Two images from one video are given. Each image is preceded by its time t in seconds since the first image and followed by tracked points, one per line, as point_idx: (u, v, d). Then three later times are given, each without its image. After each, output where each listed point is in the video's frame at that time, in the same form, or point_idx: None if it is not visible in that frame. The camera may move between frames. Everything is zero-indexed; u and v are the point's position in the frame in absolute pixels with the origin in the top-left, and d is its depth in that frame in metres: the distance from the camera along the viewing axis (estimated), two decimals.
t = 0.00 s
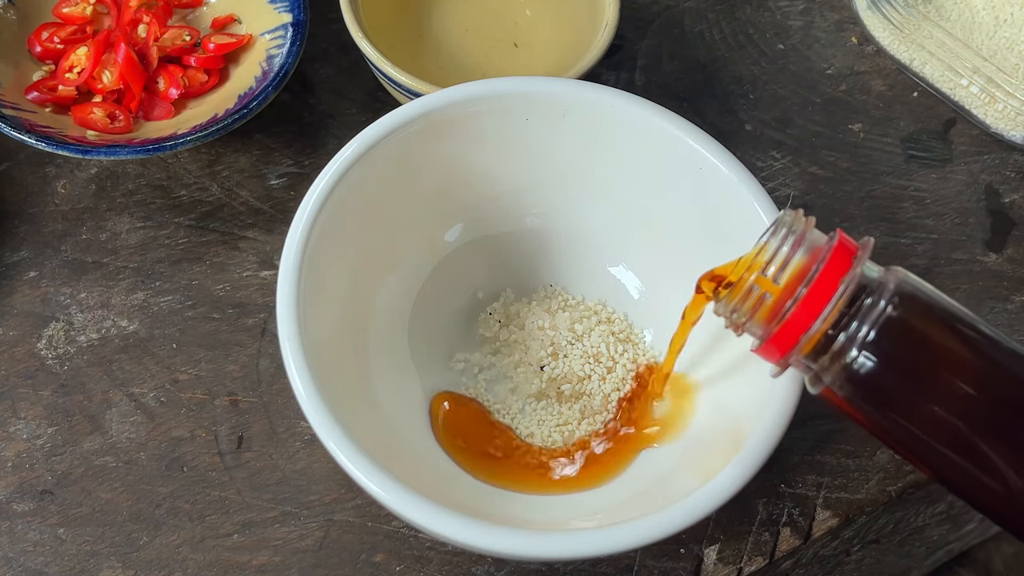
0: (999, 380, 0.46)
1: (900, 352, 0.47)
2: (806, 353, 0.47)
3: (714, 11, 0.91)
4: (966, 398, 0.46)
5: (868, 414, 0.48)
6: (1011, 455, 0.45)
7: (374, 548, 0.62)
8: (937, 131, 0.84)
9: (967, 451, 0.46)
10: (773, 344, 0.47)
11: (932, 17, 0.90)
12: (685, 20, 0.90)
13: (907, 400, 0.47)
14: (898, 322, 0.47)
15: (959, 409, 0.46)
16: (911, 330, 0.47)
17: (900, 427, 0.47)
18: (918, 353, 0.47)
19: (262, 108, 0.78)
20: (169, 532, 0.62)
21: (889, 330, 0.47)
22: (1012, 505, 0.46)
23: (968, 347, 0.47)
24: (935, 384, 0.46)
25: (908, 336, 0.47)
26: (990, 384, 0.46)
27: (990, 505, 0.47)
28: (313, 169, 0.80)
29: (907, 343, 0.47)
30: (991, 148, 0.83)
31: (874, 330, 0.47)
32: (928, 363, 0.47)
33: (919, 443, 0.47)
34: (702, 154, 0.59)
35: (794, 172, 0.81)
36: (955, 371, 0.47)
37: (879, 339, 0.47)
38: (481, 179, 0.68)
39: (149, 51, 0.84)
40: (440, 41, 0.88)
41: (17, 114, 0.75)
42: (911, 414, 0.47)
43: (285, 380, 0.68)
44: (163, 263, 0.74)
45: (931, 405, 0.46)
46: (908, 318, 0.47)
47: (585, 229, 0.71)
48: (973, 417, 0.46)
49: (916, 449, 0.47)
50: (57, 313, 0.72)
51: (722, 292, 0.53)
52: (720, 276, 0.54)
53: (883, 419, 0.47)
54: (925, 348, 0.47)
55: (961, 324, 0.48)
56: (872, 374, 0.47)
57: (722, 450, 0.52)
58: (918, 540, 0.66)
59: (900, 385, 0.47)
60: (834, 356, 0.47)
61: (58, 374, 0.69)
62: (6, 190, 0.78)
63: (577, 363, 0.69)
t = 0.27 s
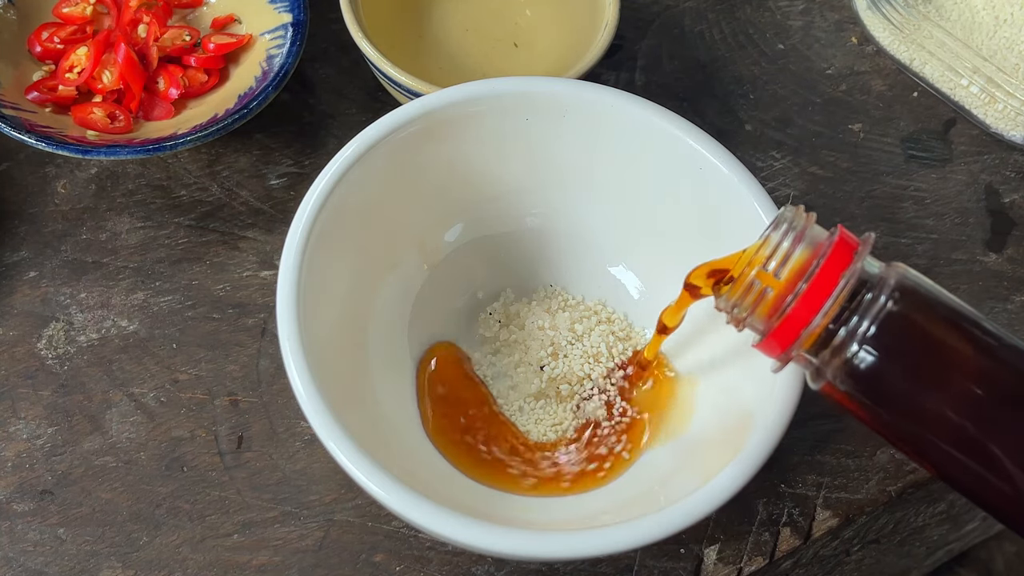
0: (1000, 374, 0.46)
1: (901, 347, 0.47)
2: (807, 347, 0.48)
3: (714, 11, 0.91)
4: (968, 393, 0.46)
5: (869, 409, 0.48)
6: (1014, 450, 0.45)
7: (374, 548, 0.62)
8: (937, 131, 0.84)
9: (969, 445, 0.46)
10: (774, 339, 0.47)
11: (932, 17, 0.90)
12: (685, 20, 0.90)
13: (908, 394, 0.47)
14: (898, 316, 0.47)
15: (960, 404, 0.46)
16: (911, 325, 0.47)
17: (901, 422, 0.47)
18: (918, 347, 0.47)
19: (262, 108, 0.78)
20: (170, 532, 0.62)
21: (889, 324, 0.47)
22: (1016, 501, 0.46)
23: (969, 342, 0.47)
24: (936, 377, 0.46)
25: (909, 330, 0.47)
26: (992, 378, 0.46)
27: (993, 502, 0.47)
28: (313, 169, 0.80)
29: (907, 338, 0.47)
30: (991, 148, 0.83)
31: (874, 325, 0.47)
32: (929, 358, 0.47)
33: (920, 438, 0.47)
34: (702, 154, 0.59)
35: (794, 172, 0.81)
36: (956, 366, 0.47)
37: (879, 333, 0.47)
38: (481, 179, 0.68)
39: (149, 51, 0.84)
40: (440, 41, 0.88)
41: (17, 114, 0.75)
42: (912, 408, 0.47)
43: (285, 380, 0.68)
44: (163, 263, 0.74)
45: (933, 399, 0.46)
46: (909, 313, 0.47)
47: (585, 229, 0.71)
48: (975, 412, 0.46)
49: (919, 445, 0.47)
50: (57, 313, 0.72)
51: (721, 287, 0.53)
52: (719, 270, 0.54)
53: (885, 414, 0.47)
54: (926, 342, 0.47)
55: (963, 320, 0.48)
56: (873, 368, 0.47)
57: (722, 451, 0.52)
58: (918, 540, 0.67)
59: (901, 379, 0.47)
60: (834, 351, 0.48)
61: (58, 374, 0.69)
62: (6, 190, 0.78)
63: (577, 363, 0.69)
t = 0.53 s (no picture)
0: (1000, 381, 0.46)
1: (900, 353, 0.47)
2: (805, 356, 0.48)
3: (714, 11, 0.91)
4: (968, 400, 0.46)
5: (868, 416, 0.48)
6: (1012, 456, 0.45)
7: (374, 548, 0.62)
8: (937, 131, 0.84)
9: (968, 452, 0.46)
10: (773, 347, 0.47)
11: (932, 17, 0.90)
12: (685, 20, 0.90)
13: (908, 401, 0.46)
14: (896, 323, 0.47)
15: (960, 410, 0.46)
16: (910, 332, 0.47)
17: (900, 429, 0.47)
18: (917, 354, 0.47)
19: (262, 108, 0.78)
20: (170, 532, 0.62)
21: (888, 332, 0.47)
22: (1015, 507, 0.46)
23: (967, 347, 0.47)
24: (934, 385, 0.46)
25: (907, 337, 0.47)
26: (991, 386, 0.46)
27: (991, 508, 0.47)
28: (313, 169, 0.80)
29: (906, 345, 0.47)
30: (991, 148, 0.83)
31: (873, 332, 0.47)
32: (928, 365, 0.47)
33: (920, 445, 0.47)
34: (702, 154, 0.59)
35: (794, 172, 0.81)
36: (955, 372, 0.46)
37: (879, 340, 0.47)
38: (481, 179, 0.68)
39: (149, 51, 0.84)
40: (440, 41, 0.88)
41: (17, 114, 0.75)
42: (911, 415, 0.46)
43: (285, 380, 0.68)
44: (163, 263, 0.74)
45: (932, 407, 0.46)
46: (907, 320, 0.47)
47: (585, 229, 0.71)
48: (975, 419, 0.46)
49: (918, 452, 0.47)
50: (57, 313, 0.72)
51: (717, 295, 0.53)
52: (714, 279, 0.54)
53: (884, 421, 0.47)
54: (924, 349, 0.47)
55: (959, 325, 0.48)
56: (872, 376, 0.46)
57: (722, 451, 0.52)
58: (918, 540, 0.66)
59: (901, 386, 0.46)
60: (832, 359, 0.47)
61: (58, 374, 0.69)
62: (6, 190, 0.78)
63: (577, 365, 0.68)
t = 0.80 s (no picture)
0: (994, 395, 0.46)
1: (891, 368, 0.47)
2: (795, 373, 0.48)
3: (714, 11, 0.91)
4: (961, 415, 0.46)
5: (859, 433, 0.48)
6: (1007, 470, 0.45)
7: (374, 548, 0.62)
8: (937, 131, 0.84)
9: (962, 467, 0.46)
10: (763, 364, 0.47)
11: (932, 17, 0.91)
12: (685, 20, 0.90)
13: (900, 416, 0.46)
14: (888, 337, 0.47)
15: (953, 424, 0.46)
16: (901, 346, 0.47)
17: (892, 445, 0.47)
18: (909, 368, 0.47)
19: (262, 108, 0.78)
20: (170, 532, 0.62)
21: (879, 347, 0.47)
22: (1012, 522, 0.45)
23: (961, 361, 0.47)
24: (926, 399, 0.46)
25: (899, 352, 0.47)
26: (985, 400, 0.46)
27: (987, 523, 0.46)
28: (313, 169, 0.80)
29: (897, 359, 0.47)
30: (991, 148, 0.83)
31: (865, 347, 0.47)
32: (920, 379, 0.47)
33: (914, 460, 0.47)
34: (702, 154, 0.59)
35: (794, 172, 0.81)
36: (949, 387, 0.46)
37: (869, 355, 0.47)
38: (481, 179, 0.68)
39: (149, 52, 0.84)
40: (440, 41, 0.88)
41: (17, 114, 0.75)
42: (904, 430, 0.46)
43: (285, 380, 0.68)
44: (163, 263, 0.74)
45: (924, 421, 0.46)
46: (897, 334, 0.47)
47: (585, 229, 0.71)
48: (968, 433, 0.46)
49: (912, 467, 0.47)
50: (57, 313, 0.72)
51: (708, 311, 0.53)
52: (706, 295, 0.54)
53: (877, 437, 0.47)
54: (917, 363, 0.47)
55: (953, 339, 0.48)
56: (863, 392, 0.47)
57: (722, 451, 0.52)
58: (918, 540, 0.66)
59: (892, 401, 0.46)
60: (823, 375, 0.47)
61: (58, 374, 0.69)
62: (6, 190, 0.78)
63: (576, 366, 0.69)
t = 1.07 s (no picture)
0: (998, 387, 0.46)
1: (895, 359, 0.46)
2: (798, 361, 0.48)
3: (714, 11, 0.91)
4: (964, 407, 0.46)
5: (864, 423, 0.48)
6: (1011, 463, 0.45)
7: (374, 548, 0.62)
8: (937, 131, 0.84)
9: (965, 459, 0.46)
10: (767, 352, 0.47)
11: (932, 17, 0.91)
12: (685, 19, 0.90)
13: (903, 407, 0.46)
14: (891, 327, 0.47)
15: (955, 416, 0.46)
16: (905, 337, 0.47)
17: (898, 436, 0.47)
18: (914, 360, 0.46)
19: (262, 108, 0.78)
20: (170, 532, 0.62)
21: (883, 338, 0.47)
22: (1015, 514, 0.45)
23: (967, 353, 0.47)
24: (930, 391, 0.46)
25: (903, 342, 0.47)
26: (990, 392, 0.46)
27: (994, 515, 0.46)
28: (313, 169, 0.80)
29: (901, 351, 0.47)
30: (991, 148, 0.83)
31: (867, 337, 0.47)
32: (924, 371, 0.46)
33: (916, 451, 0.47)
34: (702, 154, 0.59)
35: (794, 172, 0.81)
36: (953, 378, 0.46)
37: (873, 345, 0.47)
38: (481, 179, 0.68)
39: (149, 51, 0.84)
40: (440, 41, 0.88)
41: (17, 114, 0.75)
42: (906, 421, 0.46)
43: (285, 380, 0.68)
44: (163, 263, 0.74)
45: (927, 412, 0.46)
46: (902, 324, 0.47)
47: (586, 230, 0.71)
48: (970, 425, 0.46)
49: (914, 458, 0.47)
50: (57, 313, 0.72)
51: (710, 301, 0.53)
52: (709, 285, 0.54)
53: (879, 427, 0.47)
54: (922, 354, 0.47)
55: (958, 330, 0.47)
56: (867, 381, 0.47)
57: (722, 450, 0.52)
58: (918, 540, 0.66)
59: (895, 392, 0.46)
60: (826, 364, 0.47)
61: (58, 374, 0.69)
62: (6, 190, 0.78)
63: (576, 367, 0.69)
